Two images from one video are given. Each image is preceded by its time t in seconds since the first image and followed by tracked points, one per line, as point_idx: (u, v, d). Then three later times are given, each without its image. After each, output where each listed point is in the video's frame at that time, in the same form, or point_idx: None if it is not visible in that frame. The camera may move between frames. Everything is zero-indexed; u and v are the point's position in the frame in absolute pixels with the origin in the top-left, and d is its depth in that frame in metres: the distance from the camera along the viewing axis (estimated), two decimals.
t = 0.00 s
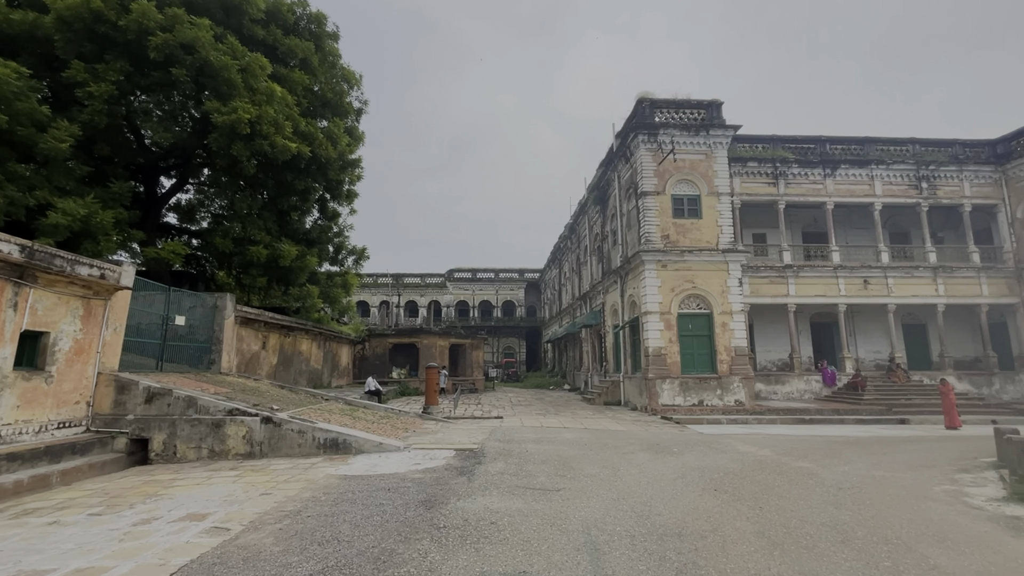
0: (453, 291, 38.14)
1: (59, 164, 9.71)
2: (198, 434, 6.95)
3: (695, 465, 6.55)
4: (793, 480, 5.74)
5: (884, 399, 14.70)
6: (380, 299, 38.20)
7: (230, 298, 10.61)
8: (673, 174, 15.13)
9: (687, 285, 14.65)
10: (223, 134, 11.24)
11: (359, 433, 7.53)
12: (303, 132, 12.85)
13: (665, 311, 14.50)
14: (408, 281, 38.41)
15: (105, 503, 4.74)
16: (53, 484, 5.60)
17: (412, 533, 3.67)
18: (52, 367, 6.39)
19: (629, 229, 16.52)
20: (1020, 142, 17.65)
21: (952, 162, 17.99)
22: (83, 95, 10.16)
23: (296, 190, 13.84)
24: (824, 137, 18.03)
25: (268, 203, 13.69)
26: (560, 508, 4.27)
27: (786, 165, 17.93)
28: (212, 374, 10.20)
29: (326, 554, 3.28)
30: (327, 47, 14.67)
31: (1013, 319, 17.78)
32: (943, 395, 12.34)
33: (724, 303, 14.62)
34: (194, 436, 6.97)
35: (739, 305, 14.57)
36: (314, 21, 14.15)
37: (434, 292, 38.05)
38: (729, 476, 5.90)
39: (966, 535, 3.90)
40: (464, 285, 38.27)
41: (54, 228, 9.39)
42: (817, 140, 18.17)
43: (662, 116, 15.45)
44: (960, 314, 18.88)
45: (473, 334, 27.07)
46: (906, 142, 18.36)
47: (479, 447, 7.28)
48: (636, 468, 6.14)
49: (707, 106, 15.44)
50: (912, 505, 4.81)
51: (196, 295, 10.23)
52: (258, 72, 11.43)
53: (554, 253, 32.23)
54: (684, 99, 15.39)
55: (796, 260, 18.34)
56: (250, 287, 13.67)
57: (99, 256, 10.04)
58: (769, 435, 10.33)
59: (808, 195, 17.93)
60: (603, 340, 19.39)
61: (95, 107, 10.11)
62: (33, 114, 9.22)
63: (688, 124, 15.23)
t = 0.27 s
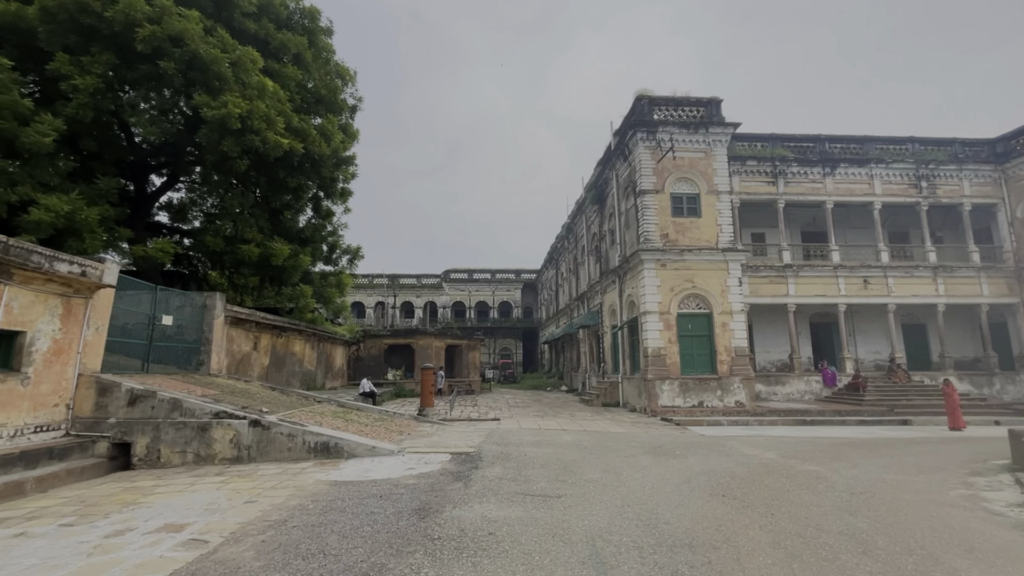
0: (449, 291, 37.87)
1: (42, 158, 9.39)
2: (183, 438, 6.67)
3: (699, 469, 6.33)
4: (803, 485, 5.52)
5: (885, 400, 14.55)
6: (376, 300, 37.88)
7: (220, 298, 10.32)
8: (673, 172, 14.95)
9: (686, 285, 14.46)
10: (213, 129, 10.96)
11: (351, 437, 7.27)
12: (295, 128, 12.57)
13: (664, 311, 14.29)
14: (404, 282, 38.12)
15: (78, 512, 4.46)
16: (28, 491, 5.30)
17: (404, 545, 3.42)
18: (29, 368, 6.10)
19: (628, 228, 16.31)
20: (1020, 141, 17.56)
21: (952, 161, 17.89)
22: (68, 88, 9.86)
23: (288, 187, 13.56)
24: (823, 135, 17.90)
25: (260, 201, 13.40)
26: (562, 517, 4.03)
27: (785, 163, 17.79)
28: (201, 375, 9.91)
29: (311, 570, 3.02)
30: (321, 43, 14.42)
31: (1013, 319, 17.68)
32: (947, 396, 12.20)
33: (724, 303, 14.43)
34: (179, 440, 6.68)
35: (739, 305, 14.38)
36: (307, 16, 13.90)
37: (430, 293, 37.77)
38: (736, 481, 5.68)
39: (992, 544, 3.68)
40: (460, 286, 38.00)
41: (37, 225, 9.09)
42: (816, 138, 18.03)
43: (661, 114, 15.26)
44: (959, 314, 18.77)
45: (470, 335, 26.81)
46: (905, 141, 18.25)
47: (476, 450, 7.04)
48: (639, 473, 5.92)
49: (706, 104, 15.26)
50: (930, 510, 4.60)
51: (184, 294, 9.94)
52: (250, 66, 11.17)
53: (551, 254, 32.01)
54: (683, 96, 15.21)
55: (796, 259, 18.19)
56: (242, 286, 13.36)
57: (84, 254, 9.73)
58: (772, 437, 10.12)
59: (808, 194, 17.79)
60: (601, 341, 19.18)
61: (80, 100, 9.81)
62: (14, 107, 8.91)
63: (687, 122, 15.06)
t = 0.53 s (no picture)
0: (443, 292, 37.62)
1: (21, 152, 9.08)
2: (163, 442, 6.40)
3: (698, 473, 6.15)
4: (806, 490, 5.35)
5: (881, 402, 14.48)
6: (369, 300, 37.56)
7: (206, 296, 10.09)
8: (669, 172, 14.81)
9: (682, 285, 14.31)
10: (200, 124, 10.68)
11: (340, 440, 7.04)
12: (285, 124, 12.30)
13: (660, 312, 14.14)
14: (398, 282, 37.83)
15: (46, 523, 4.20)
16: None
17: (389, 559, 3.20)
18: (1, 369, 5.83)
19: (624, 228, 16.15)
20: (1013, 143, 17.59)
21: (947, 162, 17.88)
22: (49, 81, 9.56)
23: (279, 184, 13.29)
24: (819, 136, 17.85)
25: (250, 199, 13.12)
26: (558, 527, 3.83)
27: (781, 164, 17.72)
28: (186, 377, 9.64)
29: None
30: (313, 38, 14.17)
31: (1007, 321, 17.70)
32: (945, 398, 12.12)
33: (720, 304, 14.31)
34: (159, 445, 6.41)
35: (735, 306, 14.26)
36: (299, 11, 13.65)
37: (424, 294, 37.51)
38: (737, 486, 5.51)
39: (1008, 555, 3.52)
40: (454, 287, 37.77)
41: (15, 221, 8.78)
42: (812, 139, 17.98)
43: (657, 112, 15.12)
44: (953, 315, 18.78)
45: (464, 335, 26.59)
46: (900, 142, 18.23)
47: (469, 454, 6.82)
48: (637, 478, 5.73)
49: (702, 103, 15.13)
50: (938, 517, 4.44)
51: (169, 293, 9.66)
52: (238, 60, 10.90)
53: (546, 254, 31.84)
54: (679, 95, 15.07)
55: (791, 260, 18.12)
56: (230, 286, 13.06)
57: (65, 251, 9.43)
58: (769, 440, 9.98)
59: (803, 195, 17.73)
60: (596, 342, 19.02)
61: (61, 93, 9.50)
62: None
63: (684, 121, 14.92)
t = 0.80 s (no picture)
0: (435, 293, 37.33)
1: None
2: (135, 446, 6.09)
3: (694, 479, 5.95)
4: (806, 497, 5.16)
5: (874, 405, 14.40)
6: (360, 301, 37.16)
7: (187, 295, 9.74)
8: (663, 172, 14.68)
9: (676, 286, 14.16)
10: (183, 117, 10.35)
11: (323, 444, 6.76)
12: (272, 119, 12.00)
13: (654, 313, 13.98)
14: (389, 283, 37.49)
15: None
16: None
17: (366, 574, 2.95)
18: None
19: (617, 229, 15.98)
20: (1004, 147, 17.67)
21: (938, 166, 17.93)
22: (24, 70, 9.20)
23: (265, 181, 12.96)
24: (812, 138, 17.83)
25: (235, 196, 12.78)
26: (549, 538, 3.60)
27: (775, 166, 17.68)
28: (165, 377, 9.30)
29: None
30: (302, 32, 13.89)
31: (997, 325, 17.75)
32: (939, 402, 12.04)
33: (713, 306, 14.18)
34: (131, 449, 6.10)
35: (729, 308, 14.13)
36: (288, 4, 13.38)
37: (416, 295, 37.19)
38: (734, 492, 5.31)
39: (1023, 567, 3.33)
40: (447, 288, 37.48)
41: None
42: (805, 141, 17.96)
43: (652, 113, 14.99)
44: (945, 319, 18.80)
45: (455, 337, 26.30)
46: (892, 146, 18.26)
47: (457, 458, 6.57)
48: (631, 484, 5.52)
49: (696, 104, 15.02)
50: (946, 526, 4.25)
51: (148, 290, 9.33)
52: (224, 52, 10.59)
53: (538, 256, 31.66)
54: (674, 95, 14.95)
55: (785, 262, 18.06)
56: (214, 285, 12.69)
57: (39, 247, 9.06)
58: (764, 444, 9.81)
59: (796, 197, 17.70)
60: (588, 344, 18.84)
61: (37, 82, 9.15)
62: None
63: (678, 121, 14.80)
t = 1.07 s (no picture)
0: (422, 295, 36.94)
1: None
2: (96, 454, 5.69)
3: (686, 488, 5.76)
4: (802, 508, 4.98)
5: (860, 410, 14.42)
6: (345, 303, 36.61)
7: (160, 294, 9.40)
8: (653, 175, 14.59)
9: (665, 290, 14.06)
10: (159, 109, 9.96)
11: (300, 452, 6.44)
12: (254, 113, 11.66)
13: (642, 317, 13.85)
14: (375, 285, 37.00)
15: None
16: None
17: None
18: None
19: (606, 232, 15.87)
20: (986, 156, 17.93)
21: (922, 173, 18.13)
22: None
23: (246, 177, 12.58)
24: (800, 144, 17.91)
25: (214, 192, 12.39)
26: (536, 556, 3.36)
27: (763, 171, 17.72)
28: (136, 380, 8.89)
29: None
30: (286, 26, 13.54)
31: (979, 331, 17.97)
32: (924, 408, 12.07)
33: (702, 310, 14.09)
34: (91, 457, 5.69)
35: (718, 312, 14.06)
36: None
37: (402, 297, 36.77)
38: (728, 503, 5.12)
39: None
40: (434, 290, 37.10)
41: None
42: (793, 147, 18.04)
43: (642, 115, 14.90)
44: (928, 325, 18.99)
45: (442, 340, 25.94)
46: (878, 153, 18.43)
47: (440, 467, 6.30)
48: (622, 494, 5.30)
49: (686, 107, 14.95)
50: (948, 541, 4.09)
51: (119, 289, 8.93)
52: (203, 43, 10.24)
53: (527, 258, 31.47)
54: (664, 98, 14.88)
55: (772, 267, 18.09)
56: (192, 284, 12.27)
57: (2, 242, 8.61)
58: (753, 450, 9.69)
59: (784, 203, 17.76)
60: (576, 348, 18.68)
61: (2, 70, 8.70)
62: None
63: (668, 124, 14.72)
